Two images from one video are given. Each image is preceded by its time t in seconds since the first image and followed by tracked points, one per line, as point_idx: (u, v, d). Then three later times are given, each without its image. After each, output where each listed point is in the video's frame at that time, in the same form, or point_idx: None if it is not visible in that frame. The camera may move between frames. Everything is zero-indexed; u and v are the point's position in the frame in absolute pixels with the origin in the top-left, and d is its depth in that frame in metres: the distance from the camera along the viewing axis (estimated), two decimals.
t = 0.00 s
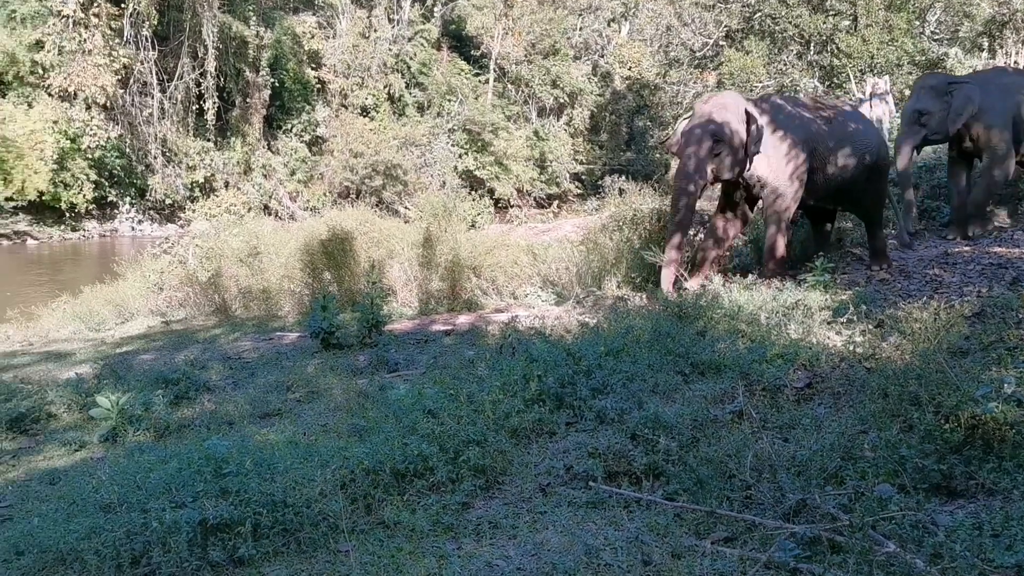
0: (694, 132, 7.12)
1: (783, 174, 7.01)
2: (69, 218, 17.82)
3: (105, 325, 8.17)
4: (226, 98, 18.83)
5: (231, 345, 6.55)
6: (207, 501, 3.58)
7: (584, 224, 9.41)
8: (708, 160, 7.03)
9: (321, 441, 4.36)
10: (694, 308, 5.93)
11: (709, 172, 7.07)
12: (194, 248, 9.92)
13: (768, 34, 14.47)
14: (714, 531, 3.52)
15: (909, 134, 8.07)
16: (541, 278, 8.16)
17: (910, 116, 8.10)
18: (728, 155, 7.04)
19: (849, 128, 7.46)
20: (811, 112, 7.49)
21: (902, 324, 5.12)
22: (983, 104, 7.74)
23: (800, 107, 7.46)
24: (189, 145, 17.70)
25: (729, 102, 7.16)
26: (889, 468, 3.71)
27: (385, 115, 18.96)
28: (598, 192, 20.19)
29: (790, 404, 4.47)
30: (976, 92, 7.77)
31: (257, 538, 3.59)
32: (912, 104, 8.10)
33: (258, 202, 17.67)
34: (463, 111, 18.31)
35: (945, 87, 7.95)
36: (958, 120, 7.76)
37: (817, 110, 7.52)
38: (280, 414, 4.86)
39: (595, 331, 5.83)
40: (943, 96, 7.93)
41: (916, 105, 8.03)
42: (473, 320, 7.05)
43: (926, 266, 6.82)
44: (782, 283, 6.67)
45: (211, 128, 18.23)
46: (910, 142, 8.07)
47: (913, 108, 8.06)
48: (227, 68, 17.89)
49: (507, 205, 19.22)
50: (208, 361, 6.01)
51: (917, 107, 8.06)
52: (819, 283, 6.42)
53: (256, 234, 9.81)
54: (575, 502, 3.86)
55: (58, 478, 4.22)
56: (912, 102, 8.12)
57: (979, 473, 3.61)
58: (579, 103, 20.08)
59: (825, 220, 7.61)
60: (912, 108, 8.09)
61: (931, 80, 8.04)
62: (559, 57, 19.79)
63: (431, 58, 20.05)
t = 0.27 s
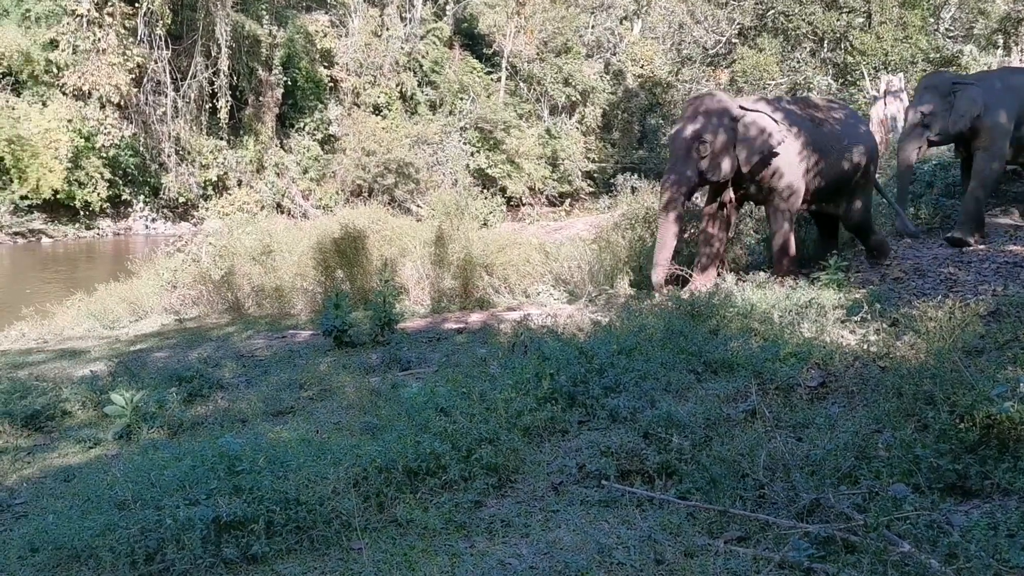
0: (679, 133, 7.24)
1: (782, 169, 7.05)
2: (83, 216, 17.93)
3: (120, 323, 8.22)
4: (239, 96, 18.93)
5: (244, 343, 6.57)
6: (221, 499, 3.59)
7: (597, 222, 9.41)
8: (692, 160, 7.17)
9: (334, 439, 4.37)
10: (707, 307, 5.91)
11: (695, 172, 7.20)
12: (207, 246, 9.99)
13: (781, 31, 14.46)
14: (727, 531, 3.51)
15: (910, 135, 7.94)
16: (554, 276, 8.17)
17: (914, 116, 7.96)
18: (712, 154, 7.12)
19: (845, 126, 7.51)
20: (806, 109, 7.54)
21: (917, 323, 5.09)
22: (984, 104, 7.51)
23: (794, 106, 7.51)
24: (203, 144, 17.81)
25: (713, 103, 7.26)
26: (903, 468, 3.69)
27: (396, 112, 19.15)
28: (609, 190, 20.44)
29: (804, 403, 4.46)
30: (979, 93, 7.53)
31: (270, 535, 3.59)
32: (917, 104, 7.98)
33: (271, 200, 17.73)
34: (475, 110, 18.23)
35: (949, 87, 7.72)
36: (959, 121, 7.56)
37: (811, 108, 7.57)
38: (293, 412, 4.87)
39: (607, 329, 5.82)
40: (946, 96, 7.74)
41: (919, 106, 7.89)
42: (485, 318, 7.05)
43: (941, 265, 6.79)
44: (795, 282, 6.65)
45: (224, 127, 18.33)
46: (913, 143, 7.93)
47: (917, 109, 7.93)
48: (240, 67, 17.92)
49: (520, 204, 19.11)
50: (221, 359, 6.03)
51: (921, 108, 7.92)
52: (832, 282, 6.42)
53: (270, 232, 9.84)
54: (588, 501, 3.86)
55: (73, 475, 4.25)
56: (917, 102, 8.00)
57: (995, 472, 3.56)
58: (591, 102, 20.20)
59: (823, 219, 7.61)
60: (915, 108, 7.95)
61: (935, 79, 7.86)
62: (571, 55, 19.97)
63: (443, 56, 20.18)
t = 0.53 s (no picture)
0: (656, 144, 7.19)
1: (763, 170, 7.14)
2: (90, 215, 17.98)
3: (126, 321, 8.24)
4: (245, 95, 19.13)
5: (250, 341, 6.58)
6: (227, 496, 3.60)
7: (602, 220, 9.42)
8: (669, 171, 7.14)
9: (339, 437, 4.38)
10: (713, 305, 5.90)
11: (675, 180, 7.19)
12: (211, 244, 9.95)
13: (787, 29, 14.46)
14: (732, 529, 3.51)
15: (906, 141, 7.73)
16: (559, 275, 8.15)
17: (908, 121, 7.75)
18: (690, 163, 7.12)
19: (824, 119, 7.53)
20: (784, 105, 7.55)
21: (923, 322, 5.07)
22: (986, 110, 7.36)
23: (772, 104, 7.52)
24: (209, 142, 17.84)
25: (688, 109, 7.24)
26: (909, 467, 3.68)
27: (402, 110, 19.02)
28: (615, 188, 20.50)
29: (810, 401, 4.45)
30: (981, 99, 7.38)
31: (275, 532, 3.60)
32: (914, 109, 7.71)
33: (276, 199, 17.55)
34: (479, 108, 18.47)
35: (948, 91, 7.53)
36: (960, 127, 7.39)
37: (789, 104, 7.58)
38: (299, 410, 4.89)
39: (613, 327, 5.82)
40: (944, 101, 7.53)
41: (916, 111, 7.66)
42: (491, 316, 7.06)
43: (947, 263, 6.77)
44: (801, 280, 6.64)
45: (230, 125, 18.36)
46: (909, 148, 7.72)
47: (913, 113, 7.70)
48: (245, 66, 17.95)
49: (525, 202, 19.21)
50: (227, 356, 6.04)
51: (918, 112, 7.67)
52: (838, 280, 6.41)
53: (276, 231, 9.84)
54: (593, 499, 3.86)
55: (79, 472, 4.26)
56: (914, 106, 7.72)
57: (1001, 471, 3.54)
58: (597, 100, 20.23)
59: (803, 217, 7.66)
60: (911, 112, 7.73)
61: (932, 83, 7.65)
62: (577, 54, 20.03)
63: (449, 54, 20.20)
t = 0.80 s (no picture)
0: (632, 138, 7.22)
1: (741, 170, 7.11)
2: (91, 213, 18.00)
3: (127, 319, 8.24)
4: (245, 94, 19.03)
5: (250, 339, 6.59)
6: (226, 495, 3.61)
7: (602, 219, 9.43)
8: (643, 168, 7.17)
9: (339, 435, 4.39)
10: (713, 304, 5.90)
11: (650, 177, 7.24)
12: (212, 242, 9.97)
13: (788, 28, 14.60)
14: (732, 528, 3.51)
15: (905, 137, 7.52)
16: (559, 274, 8.15)
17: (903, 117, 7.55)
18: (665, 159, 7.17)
19: (809, 120, 7.46)
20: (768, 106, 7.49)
21: (924, 321, 5.07)
22: (986, 105, 7.35)
23: (755, 103, 7.46)
24: (209, 140, 17.84)
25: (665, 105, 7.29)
26: (909, 466, 3.68)
27: (402, 109, 19.03)
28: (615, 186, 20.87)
29: (810, 400, 4.45)
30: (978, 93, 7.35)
31: (275, 531, 3.60)
32: (909, 104, 7.54)
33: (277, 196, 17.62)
34: (480, 107, 18.41)
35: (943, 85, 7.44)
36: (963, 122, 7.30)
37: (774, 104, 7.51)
38: (299, 408, 4.89)
39: (613, 326, 5.82)
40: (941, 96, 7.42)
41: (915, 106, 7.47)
42: (491, 314, 7.06)
43: (948, 262, 6.77)
44: (801, 279, 6.64)
45: (231, 124, 18.36)
46: (907, 145, 7.53)
47: (910, 109, 7.51)
48: (246, 64, 17.97)
49: (526, 200, 19.27)
50: (227, 355, 6.05)
51: (914, 108, 7.51)
52: (838, 279, 6.41)
53: (276, 229, 9.85)
54: (593, 497, 3.86)
55: (79, 470, 4.26)
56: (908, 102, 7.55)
57: (1001, 470, 3.53)
58: (598, 98, 20.43)
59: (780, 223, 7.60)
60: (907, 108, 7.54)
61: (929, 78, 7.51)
62: (577, 52, 20.11)
63: (450, 53, 20.12)
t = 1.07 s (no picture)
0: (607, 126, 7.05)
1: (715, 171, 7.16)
2: (89, 211, 17.98)
3: (124, 317, 8.24)
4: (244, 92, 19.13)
5: (248, 337, 6.59)
6: (224, 493, 3.61)
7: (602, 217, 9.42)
8: (614, 155, 7.01)
9: (337, 433, 4.39)
10: (711, 302, 5.90)
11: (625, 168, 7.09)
12: (211, 240, 9.94)
13: (787, 27, 14.43)
14: (730, 526, 3.51)
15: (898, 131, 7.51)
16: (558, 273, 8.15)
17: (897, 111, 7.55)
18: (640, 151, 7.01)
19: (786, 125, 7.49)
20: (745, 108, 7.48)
21: (922, 320, 5.07)
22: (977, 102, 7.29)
23: (732, 104, 7.46)
24: (208, 138, 17.85)
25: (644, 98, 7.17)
26: (907, 465, 3.68)
27: (401, 107, 18.99)
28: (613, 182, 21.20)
29: (808, 399, 4.45)
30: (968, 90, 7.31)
31: (272, 529, 3.61)
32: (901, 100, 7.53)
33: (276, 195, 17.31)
34: (479, 105, 18.52)
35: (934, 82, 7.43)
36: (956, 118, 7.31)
37: (750, 106, 7.51)
38: (297, 407, 4.90)
39: (611, 324, 5.82)
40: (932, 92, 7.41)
41: (908, 101, 7.48)
42: (490, 313, 7.06)
43: (947, 260, 6.76)
44: (799, 277, 6.63)
45: (229, 122, 18.35)
46: (900, 140, 7.53)
47: (904, 105, 7.51)
48: (245, 62, 17.97)
49: (524, 199, 19.08)
50: (225, 353, 6.05)
51: (907, 104, 7.50)
52: (837, 278, 6.40)
53: (275, 228, 9.85)
54: (591, 496, 3.86)
55: (77, 469, 4.26)
56: (900, 98, 7.54)
57: (999, 468, 3.53)
58: (597, 96, 20.46)
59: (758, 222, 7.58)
60: (900, 102, 7.55)
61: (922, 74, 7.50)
62: (576, 50, 20.15)
63: (449, 51, 20.28)
